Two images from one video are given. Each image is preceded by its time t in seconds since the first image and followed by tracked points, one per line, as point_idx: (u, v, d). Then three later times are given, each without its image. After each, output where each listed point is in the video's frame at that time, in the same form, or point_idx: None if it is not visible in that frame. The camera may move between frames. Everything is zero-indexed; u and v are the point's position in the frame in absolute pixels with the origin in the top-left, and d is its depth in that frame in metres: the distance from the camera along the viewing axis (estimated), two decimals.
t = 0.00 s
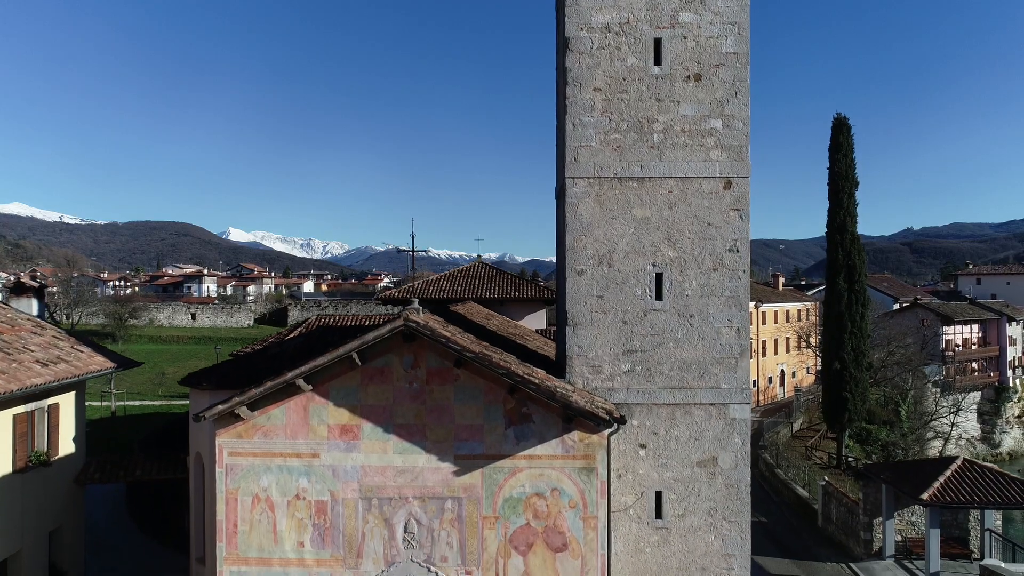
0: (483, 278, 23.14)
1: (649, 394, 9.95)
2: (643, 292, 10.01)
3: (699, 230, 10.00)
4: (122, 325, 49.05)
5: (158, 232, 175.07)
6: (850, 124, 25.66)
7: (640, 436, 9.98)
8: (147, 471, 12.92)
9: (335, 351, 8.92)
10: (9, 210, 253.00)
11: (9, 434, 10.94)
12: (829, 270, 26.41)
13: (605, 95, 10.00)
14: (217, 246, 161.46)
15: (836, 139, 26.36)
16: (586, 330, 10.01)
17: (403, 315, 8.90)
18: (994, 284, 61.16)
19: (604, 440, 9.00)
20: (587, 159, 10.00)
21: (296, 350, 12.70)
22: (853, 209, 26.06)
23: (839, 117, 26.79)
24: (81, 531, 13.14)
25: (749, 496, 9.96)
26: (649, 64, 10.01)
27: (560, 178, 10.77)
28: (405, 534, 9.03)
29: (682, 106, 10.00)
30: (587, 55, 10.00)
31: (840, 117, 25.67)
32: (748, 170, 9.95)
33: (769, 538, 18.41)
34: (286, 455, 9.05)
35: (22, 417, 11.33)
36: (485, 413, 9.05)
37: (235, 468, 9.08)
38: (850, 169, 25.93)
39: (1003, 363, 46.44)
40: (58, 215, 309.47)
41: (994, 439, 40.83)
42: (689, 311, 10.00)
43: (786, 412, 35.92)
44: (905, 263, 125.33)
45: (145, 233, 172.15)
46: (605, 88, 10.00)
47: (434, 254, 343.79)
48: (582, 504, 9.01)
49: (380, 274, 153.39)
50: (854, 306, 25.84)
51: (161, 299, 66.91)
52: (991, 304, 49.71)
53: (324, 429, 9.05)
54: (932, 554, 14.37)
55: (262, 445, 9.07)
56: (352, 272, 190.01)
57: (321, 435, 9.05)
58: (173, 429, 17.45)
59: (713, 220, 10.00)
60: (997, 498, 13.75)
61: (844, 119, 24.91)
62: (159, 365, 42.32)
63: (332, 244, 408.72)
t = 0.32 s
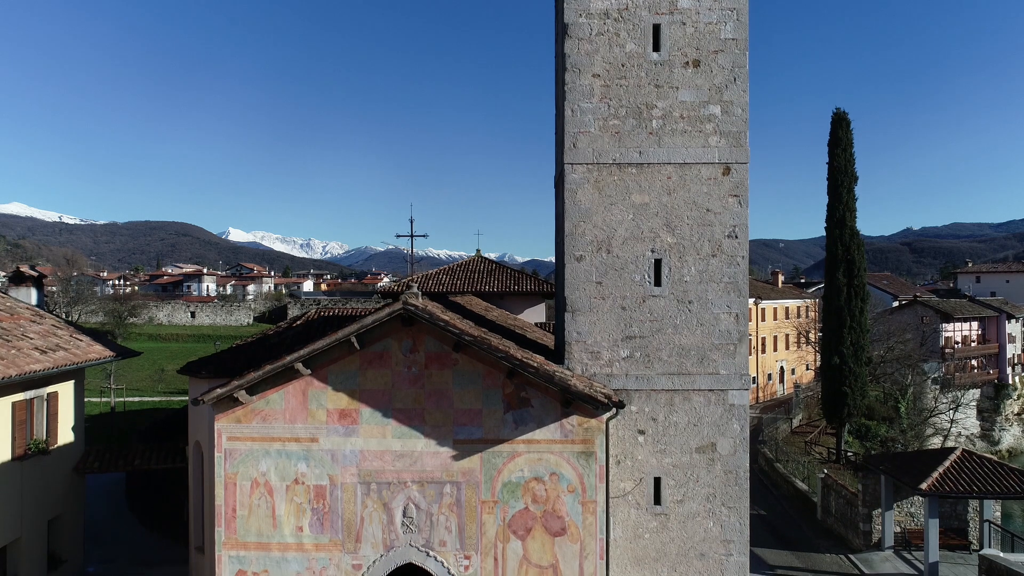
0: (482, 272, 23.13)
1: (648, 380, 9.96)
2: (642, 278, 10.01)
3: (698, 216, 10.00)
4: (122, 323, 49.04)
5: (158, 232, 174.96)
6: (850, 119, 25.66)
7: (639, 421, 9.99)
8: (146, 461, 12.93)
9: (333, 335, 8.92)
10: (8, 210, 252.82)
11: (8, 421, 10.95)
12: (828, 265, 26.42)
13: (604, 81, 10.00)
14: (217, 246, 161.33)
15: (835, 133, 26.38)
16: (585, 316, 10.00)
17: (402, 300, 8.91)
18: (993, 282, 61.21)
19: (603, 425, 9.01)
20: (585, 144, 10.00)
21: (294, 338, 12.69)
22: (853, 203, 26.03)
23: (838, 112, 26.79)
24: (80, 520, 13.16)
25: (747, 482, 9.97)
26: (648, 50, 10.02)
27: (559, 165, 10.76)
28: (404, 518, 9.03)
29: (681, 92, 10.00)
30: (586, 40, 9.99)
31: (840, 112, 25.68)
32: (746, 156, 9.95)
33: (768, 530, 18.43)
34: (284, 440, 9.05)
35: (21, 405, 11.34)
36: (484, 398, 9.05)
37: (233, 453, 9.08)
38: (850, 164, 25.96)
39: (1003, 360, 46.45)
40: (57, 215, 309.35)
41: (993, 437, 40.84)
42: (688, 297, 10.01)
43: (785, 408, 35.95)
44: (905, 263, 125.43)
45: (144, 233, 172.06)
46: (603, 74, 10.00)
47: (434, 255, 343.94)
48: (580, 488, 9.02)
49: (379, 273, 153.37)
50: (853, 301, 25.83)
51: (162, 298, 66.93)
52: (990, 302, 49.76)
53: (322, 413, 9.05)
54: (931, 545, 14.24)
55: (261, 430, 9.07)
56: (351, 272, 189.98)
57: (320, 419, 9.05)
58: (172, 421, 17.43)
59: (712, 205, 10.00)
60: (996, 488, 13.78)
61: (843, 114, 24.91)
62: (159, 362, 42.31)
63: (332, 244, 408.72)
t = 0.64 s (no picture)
0: (482, 266, 23.12)
1: (648, 365, 9.96)
2: (642, 264, 10.01)
3: (697, 202, 10.00)
4: (122, 321, 49.00)
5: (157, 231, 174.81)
6: (850, 114, 25.66)
7: (639, 407, 9.98)
8: (145, 449, 12.94)
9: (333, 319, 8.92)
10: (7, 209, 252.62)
11: (8, 408, 10.97)
12: (828, 259, 26.42)
13: (604, 67, 10.00)
14: (217, 246, 161.20)
15: (835, 127, 26.40)
16: (585, 302, 10.00)
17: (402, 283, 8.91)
18: (993, 280, 61.21)
19: (602, 409, 9.01)
20: (585, 130, 10.00)
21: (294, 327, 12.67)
22: (853, 197, 26.03)
23: (838, 107, 26.79)
24: (80, 509, 13.17)
25: (747, 468, 9.97)
26: (648, 36, 10.02)
27: (559, 151, 10.76)
28: (403, 502, 9.03)
29: (682, 78, 10.00)
30: (586, 26, 10.00)
31: (840, 106, 25.68)
32: (746, 142, 9.95)
33: (767, 522, 18.45)
34: (284, 424, 9.05)
35: (21, 392, 11.36)
36: (483, 382, 9.05)
37: (233, 437, 9.08)
38: (849, 159, 25.97)
39: (1003, 357, 46.42)
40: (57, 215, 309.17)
41: (993, 434, 40.81)
42: (688, 283, 10.00)
43: (785, 404, 35.93)
44: (904, 263, 125.46)
45: (144, 233, 171.93)
46: (604, 60, 10.00)
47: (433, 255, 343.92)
48: (580, 473, 9.01)
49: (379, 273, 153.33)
50: (853, 296, 25.84)
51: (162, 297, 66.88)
52: (990, 299, 49.76)
53: (322, 397, 9.05)
54: (930, 534, 14.21)
55: (260, 414, 9.06)
56: (352, 271, 189.95)
57: (320, 404, 9.05)
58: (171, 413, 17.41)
59: (712, 191, 9.99)
60: (996, 478, 13.80)
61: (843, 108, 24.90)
62: (158, 358, 42.28)
63: (332, 244, 408.68)
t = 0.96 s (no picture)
0: (483, 260, 23.10)
1: (647, 352, 9.95)
2: (641, 250, 10.01)
3: (698, 187, 9.99)
4: (122, 319, 48.95)
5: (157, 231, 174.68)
6: (850, 108, 25.66)
7: (639, 393, 9.98)
8: (145, 439, 12.93)
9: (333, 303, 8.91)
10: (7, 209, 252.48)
11: (8, 395, 10.99)
12: (828, 254, 26.41)
13: (604, 53, 9.99)
14: (216, 245, 161.11)
15: (835, 122, 26.41)
16: (585, 289, 10.00)
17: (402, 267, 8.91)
18: (993, 278, 61.21)
19: (602, 394, 9.02)
20: (585, 117, 10.00)
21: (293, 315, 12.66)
22: (853, 192, 26.01)
23: (838, 101, 26.76)
24: (79, 499, 13.16)
25: (746, 454, 9.97)
26: (647, 22, 10.02)
27: (559, 138, 10.76)
28: (403, 487, 9.02)
29: (682, 64, 9.99)
30: (586, 13, 9.99)
31: (840, 101, 25.68)
32: (746, 128, 9.94)
33: (767, 514, 18.46)
34: (284, 408, 9.04)
35: (20, 380, 11.38)
36: (483, 366, 9.05)
37: (233, 422, 9.07)
38: (849, 153, 25.97)
39: (1002, 355, 46.37)
40: (56, 215, 309.10)
41: (993, 431, 40.77)
42: (687, 269, 10.00)
43: (785, 400, 35.95)
44: (904, 263, 125.47)
45: (144, 232, 171.83)
46: (603, 46, 10.00)
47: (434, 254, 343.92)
48: (580, 457, 9.01)
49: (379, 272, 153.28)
50: (853, 290, 25.83)
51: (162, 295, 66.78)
52: (990, 296, 49.73)
53: (321, 382, 9.04)
54: (930, 524, 14.20)
55: (260, 399, 9.06)
56: (352, 271, 189.77)
57: (320, 388, 9.04)
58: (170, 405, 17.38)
59: (712, 177, 9.98)
60: (996, 468, 13.80)
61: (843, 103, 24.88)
62: (158, 355, 42.27)
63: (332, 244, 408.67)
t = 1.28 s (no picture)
0: (483, 254, 23.08)
1: (647, 338, 9.95)
2: (641, 236, 10.00)
3: (697, 174, 9.99)
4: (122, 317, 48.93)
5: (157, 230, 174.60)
6: (850, 103, 25.65)
7: (638, 380, 9.98)
8: (145, 428, 12.94)
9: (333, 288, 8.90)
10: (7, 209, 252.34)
11: (7, 382, 11.01)
12: (828, 249, 26.39)
13: (604, 39, 9.99)
14: (216, 245, 161.06)
15: (835, 117, 26.42)
16: (585, 275, 10.00)
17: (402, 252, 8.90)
18: (993, 276, 61.20)
19: (602, 379, 9.02)
20: (585, 103, 10.00)
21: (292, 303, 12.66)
22: (853, 186, 26.00)
23: (838, 96, 26.76)
24: (78, 489, 13.16)
25: (746, 440, 9.96)
26: (647, 9, 10.03)
27: (559, 126, 10.76)
28: (402, 472, 9.02)
29: (681, 51, 9.99)
30: None
31: (840, 96, 25.68)
32: (746, 114, 9.94)
33: (767, 507, 18.46)
34: (283, 393, 9.04)
35: (20, 367, 11.40)
36: (483, 351, 9.05)
37: (232, 407, 9.07)
38: (850, 148, 25.97)
39: (1003, 352, 46.30)
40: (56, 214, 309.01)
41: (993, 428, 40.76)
42: (687, 255, 9.99)
43: (785, 396, 35.94)
44: (905, 263, 125.48)
45: (144, 232, 171.74)
46: (603, 32, 10.00)
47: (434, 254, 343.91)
48: (580, 442, 9.01)
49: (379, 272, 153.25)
50: (853, 285, 25.82)
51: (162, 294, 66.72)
52: (990, 293, 49.69)
53: (321, 366, 9.04)
54: (930, 515, 14.20)
55: (260, 384, 9.06)
56: (352, 271, 189.79)
57: (320, 373, 9.04)
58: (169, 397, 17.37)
59: (712, 164, 9.98)
60: (996, 458, 13.81)
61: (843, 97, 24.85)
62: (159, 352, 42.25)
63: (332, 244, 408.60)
